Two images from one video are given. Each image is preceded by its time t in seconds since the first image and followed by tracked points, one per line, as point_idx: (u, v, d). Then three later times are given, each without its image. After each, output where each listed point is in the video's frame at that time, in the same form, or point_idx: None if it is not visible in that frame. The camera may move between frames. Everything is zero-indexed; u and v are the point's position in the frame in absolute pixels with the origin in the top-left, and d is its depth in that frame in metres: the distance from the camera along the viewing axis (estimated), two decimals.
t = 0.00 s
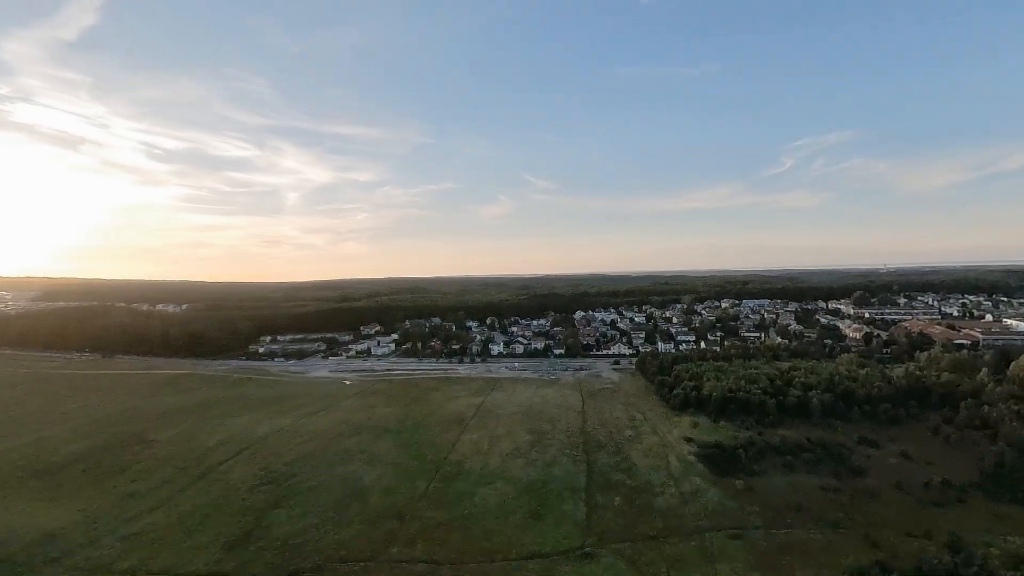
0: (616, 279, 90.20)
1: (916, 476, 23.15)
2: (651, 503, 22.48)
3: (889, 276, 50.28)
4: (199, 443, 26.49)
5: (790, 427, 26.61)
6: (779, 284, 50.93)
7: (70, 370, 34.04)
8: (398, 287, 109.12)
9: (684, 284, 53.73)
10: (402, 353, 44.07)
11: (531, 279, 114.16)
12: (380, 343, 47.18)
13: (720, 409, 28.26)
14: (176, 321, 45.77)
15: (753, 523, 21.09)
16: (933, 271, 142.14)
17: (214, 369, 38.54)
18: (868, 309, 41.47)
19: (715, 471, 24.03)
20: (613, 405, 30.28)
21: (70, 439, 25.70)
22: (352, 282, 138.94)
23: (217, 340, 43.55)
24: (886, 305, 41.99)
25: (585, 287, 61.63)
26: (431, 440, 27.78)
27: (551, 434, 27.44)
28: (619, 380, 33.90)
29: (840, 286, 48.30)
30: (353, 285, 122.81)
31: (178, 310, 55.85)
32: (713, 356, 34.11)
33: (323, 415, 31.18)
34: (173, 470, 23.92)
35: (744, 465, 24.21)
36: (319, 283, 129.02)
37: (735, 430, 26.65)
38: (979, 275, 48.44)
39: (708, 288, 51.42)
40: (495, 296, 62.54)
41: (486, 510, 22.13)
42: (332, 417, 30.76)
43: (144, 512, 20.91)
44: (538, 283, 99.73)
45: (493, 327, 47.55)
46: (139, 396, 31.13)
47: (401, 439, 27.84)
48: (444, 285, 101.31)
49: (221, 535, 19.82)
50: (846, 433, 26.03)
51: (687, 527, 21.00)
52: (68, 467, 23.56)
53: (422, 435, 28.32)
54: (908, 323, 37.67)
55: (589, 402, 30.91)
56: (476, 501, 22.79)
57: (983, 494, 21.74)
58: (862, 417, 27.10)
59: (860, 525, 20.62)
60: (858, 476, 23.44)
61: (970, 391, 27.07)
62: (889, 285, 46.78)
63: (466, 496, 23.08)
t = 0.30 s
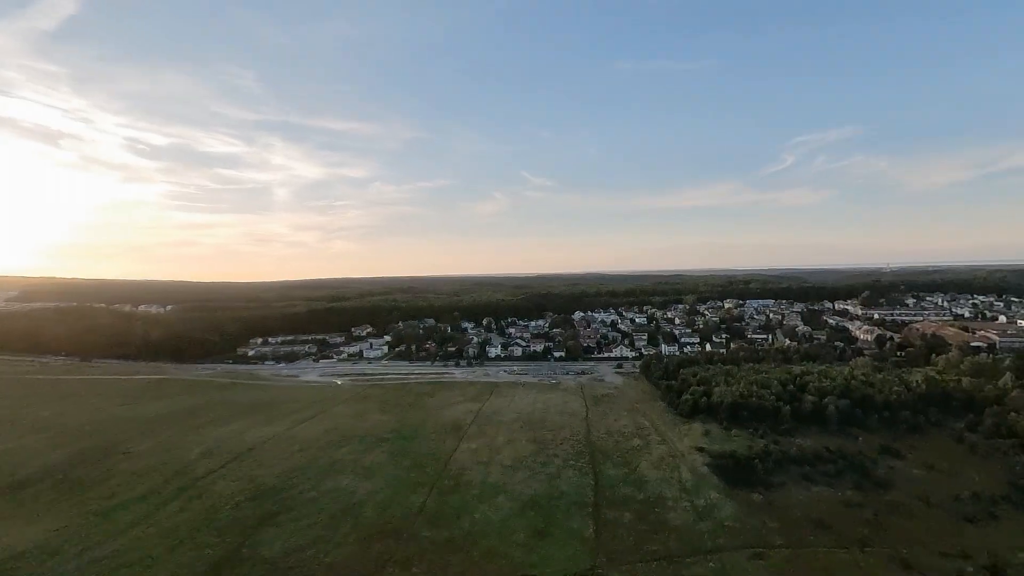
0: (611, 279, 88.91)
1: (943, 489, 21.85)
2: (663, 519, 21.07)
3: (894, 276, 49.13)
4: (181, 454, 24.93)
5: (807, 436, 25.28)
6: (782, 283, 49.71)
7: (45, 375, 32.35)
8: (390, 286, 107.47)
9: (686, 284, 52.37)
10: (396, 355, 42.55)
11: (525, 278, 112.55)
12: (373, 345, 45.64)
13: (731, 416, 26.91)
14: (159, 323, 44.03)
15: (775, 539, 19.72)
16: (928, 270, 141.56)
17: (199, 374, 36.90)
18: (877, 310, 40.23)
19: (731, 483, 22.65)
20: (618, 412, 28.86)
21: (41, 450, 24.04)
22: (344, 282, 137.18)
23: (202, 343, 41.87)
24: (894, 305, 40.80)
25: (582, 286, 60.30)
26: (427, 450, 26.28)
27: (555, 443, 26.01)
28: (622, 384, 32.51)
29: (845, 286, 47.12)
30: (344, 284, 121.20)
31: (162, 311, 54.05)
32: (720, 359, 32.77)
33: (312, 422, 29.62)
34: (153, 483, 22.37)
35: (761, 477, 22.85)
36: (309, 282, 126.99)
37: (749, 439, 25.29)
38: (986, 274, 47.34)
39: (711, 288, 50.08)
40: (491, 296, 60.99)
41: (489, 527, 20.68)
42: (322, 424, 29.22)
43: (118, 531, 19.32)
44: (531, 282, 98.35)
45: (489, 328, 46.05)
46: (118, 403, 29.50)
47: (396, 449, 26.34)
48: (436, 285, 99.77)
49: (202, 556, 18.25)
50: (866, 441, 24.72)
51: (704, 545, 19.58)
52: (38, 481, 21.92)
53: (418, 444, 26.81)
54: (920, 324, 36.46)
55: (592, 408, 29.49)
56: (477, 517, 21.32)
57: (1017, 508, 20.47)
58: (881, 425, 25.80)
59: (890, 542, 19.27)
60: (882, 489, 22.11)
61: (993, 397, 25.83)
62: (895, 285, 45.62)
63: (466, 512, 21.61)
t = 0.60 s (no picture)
0: (607, 278, 87.70)
1: (973, 502, 20.61)
2: (678, 535, 19.71)
3: (900, 275, 48.01)
4: (161, 467, 23.36)
5: (825, 445, 24.03)
6: (785, 283, 48.54)
7: (18, 381, 30.67)
8: (382, 285, 105.88)
9: (686, 283, 51.06)
10: (389, 358, 41.06)
11: (520, 277, 111.10)
12: (365, 347, 44.14)
13: (744, 423, 25.64)
14: (141, 325, 42.32)
15: (799, 557, 18.41)
16: (922, 269, 141.19)
17: (183, 379, 35.26)
18: (886, 310, 39.07)
19: (748, 496, 21.35)
20: (625, 419, 27.50)
21: (10, 464, 22.42)
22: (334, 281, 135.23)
23: (186, 346, 40.20)
24: (903, 305, 39.67)
25: (579, 286, 58.84)
26: (425, 461, 24.80)
27: (559, 453, 24.64)
28: (627, 388, 31.19)
29: (851, 285, 45.99)
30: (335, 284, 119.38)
31: (145, 312, 52.25)
32: (729, 362, 31.52)
33: (302, 431, 28.08)
34: (130, 500, 20.80)
35: (779, 490, 21.56)
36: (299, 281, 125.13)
37: (764, 449, 24.01)
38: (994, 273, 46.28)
39: (712, 287, 48.86)
40: (485, 296, 59.48)
41: (492, 546, 19.24)
42: (312, 433, 27.69)
43: (88, 553, 17.74)
44: (526, 281, 96.95)
45: (486, 330, 44.59)
46: (95, 412, 27.88)
47: (391, 460, 24.85)
48: (428, 284, 98.11)
49: None
50: (887, 451, 23.48)
51: (725, 563, 18.21)
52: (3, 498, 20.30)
53: (414, 455, 25.33)
54: (931, 325, 35.31)
55: (597, 414, 28.14)
56: (478, 535, 19.89)
57: None
58: (901, 432, 24.57)
59: (922, 561, 17.99)
60: (909, 502, 20.86)
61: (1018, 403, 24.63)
62: (902, 285, 44.52)
63: (467, 529, 20.17)
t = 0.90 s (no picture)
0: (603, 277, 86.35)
1: (1008, 512, 19.36)
2: (697, 549, 18.35)
3: (906, 273, 46.84)
4: (137, 484, 21.72)
5: (846, 452, 22.76)
6: (789, 281, 47.34)
7: None
8: (373, 285, 104.04)
9: (687, 282, 49.76)
10: (382, 360, 39.55)
11: (514, 275, 109.63)
12: (357, 350, 42.61)
13: (759, 429, 24.35)
14: (123, 331, 40.69)
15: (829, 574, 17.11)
16: (916, 266, 140.87)
17: (164, 387, 33.57)
18: (895, 308, 37.90)
19: (769, 508, 20.04)
20: (632, 425, 26.10)
21: None
22: (324, 280, 133.24)
23: (168, 351, 38.50)
24: (913, 303, 38.50)
25: (577, 285, 57.43)
26: (422, 471, 23.35)
27: (564, 462, 23.24)
28: (632, 392, 29.85)
29: (857, 283, 44.81)
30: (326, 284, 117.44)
31: (125, 316, 50.44)
32: (738, 364, 30.25)
33: (291, 439, 26.48)
34: (103, 520, 19.16)
35: (801, 501, 20.27)
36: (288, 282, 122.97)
37: (783, 456, 22.71)
38: (1003, 270, 45.17)
39: (714, 286, 47.61)
40: (480, 295, 57.97)
41: (496, 564, 17.76)
42: (301, 442, 26.11)
43: None
44: (520, 281, 95.49)
45: (482, 331, 43.08)
46: (68, 425, 26.18)
47: (385, 471, 23.32)
48: (421, 284, 96.43)
49: None
50: (912, 457, 22.22)
51: None
52: None
53: (410, 465, 23.79)
54: (944, 324, 34.14)
55: (603, 420, 26.77)
56: (481, 551, 18.45)
57: None
58: (925, 437, 23.32)
59: None
60: (941, 513, 19.58)
61: None
62: (910, 282, 43.36)
63: (469, 546, 18.72)
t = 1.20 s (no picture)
0: (595, 274, 85.27)
1: None
2: (718, 565, 17.12)
3: (908, 270, 45.92)
4: (112, 501, 20.17)
5: (866, 460, 21.65)
6: (789, 278, 46.31)
7: None
8: (362, 283, 102.43)
9: (685, 279, 48.63)
10: (373, 362, 38.07)
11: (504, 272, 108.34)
12: (346, 351, 41.10)
13: (773, 435, 23.20)
14: (101, 333, 38.94)
15: None
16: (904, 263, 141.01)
17: (144, 392, 31.92)
18: (902, 306, 36.96)
19: (790, 521, 18.86)
20: (639, 430, 24.88)
21: None
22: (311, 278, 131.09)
23: (149, 354, 36.84)
24: (919, 301, 37.55)
25: (571, 283, 56.11)
26: (419, 482, 21.95)
27: (570, 471, 21.96)
28: (636, 395, 28.62)
29: (858, 280, 43.86)
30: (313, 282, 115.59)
31: (104, 317, 48.60)
32: (745, 365, 29.10)
33: (279, 448, 24.99)
34: (73, 541, 17.62)
35: (824, 514, 19.12)
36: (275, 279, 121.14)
37: (800, 464, 21.59)
38: (1006, 266, 44.35)
39: (713, 283, 46.52)
40: (472, 293, 56.56)
41: None
42: (290, 451, 24.64)
43: None
44: (510, 278, 94.20)
45: (476, 331, 41.72)
46: (40, 436, 24.56)
47: (380, 482, 21.92)
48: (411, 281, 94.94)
49: None
50: (936, 465, 21.15)
51: None
52: None
53: (406, 476, 22.40)
54: (954, 322, 33.18)
55: (608, 425, 25.51)
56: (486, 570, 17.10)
57: None
58: (947, 444, 22.27)
59: None
60: (970, 525, 18.50)
61: None
62: (913, 279, 42.44)
63: (474, 564, 17.34)
